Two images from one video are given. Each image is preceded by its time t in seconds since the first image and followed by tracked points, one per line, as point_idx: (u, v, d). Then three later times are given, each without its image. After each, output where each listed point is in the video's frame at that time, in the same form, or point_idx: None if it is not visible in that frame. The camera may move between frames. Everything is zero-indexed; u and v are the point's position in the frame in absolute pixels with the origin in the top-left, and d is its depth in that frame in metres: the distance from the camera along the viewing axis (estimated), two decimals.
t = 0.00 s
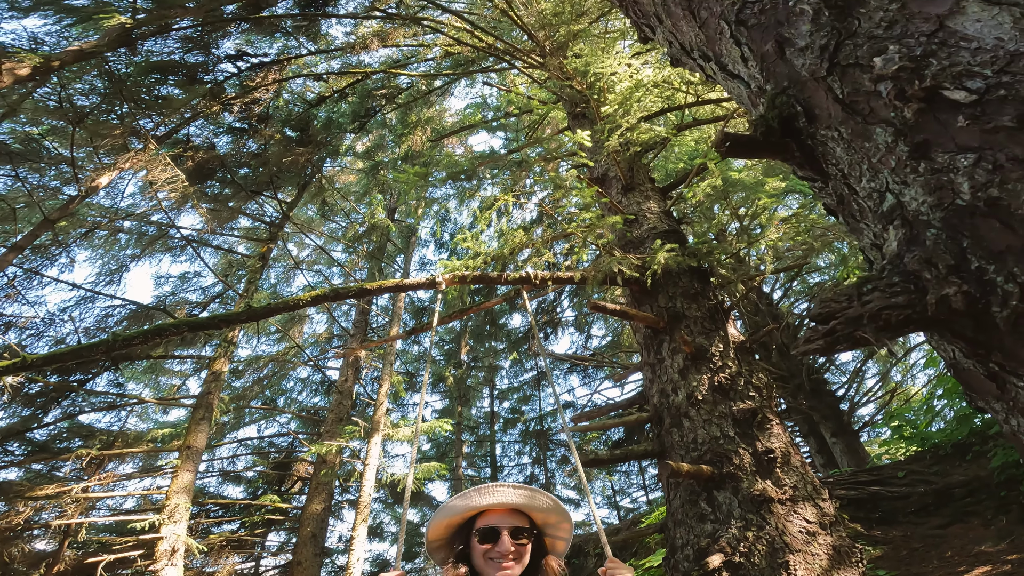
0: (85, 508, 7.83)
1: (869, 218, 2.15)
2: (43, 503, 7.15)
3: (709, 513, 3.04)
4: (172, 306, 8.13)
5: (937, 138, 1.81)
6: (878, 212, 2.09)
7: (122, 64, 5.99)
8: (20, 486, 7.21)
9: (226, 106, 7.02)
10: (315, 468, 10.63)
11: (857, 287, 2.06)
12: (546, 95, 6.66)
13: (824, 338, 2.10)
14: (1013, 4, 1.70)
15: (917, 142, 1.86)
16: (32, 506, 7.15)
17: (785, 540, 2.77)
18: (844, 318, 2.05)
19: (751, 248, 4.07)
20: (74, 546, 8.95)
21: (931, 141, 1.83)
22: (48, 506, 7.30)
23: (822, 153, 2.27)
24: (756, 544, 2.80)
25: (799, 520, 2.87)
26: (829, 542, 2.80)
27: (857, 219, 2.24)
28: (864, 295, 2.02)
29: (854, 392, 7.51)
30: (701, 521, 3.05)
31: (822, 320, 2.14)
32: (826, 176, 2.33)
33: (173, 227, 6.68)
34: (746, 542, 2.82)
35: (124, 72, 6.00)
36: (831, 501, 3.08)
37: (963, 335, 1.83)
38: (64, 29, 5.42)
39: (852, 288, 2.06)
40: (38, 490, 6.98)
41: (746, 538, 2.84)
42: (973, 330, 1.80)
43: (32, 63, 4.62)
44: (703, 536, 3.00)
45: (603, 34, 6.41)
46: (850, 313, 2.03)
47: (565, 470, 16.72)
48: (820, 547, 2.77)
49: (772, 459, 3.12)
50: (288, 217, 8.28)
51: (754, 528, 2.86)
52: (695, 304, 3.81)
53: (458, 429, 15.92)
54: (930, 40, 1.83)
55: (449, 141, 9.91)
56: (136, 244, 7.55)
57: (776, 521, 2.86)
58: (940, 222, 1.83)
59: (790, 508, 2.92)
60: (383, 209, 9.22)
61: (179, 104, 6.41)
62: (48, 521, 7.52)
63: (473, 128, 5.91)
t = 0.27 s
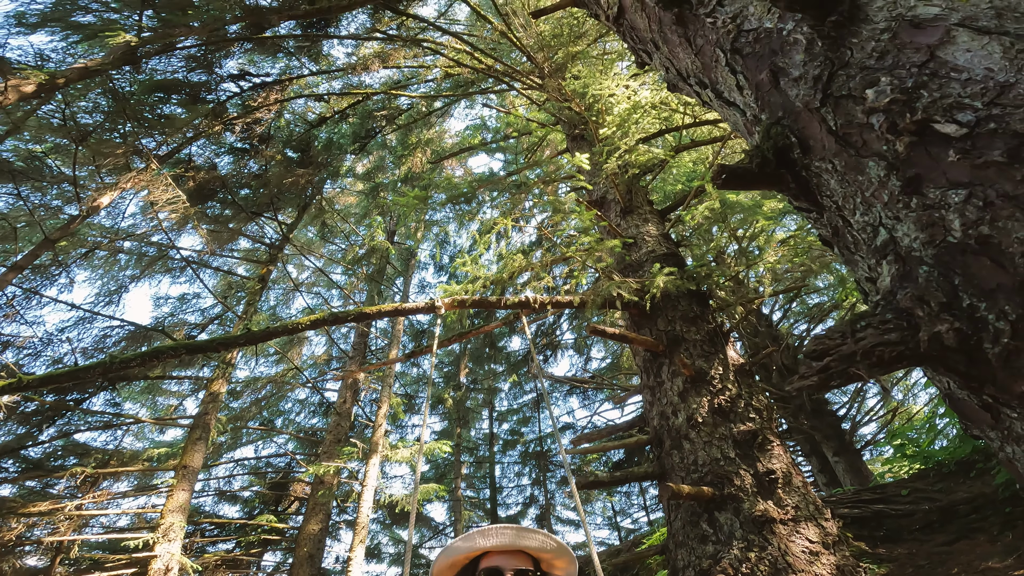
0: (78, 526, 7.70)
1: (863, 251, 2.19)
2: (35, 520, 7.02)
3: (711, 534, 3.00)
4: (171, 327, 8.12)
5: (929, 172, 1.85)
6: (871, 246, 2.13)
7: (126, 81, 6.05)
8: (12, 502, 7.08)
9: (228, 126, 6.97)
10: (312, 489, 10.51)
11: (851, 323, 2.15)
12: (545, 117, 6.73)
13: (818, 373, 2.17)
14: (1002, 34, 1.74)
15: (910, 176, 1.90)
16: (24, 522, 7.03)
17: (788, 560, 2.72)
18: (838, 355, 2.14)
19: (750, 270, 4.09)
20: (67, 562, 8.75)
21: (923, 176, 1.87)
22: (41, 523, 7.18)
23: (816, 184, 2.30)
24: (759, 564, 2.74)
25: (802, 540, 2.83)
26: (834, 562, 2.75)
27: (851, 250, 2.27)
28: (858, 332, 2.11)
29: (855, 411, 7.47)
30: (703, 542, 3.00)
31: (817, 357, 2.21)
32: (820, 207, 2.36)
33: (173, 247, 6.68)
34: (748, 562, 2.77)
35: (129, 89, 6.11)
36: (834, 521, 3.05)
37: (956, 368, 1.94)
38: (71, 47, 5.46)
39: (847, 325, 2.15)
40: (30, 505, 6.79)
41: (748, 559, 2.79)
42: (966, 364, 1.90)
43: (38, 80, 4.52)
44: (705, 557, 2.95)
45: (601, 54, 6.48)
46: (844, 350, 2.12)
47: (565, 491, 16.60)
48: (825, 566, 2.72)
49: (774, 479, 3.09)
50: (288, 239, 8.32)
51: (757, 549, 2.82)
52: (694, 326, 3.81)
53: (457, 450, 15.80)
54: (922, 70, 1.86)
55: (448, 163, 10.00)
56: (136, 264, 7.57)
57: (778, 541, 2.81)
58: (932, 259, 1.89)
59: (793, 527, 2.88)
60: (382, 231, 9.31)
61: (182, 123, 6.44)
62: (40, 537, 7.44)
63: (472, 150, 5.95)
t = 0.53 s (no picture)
0: (72, 538, 7.63)
1: (863, 276, 2.22)
2: (30, 531, 6.95)
3: (712, 549, 2.97)
4: (170, 341, 8.10)
5: (927, 201, 1.85)
6: (870, 272, 2.17)
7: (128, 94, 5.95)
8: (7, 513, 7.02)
9: (229, 140, 7.01)
10: (310, 503, 10.44)
11: (851, 352, 2.29)
12: (545, 132, 6.79)
13: (818, 399, 2.35)
14: (1001, 58, 1.70)
15: (909, 204, 1.91)
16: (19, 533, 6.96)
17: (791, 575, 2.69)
18: (838, 382, 2.29)
19: (749, 286, 4.09)
20: None
21: (921, 204, 1.87)
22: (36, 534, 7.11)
23: (816, 209, 2.34)
24: None
25: (805, 554, 2.80)
26: None
27: (851, 274, 2.31)
28: (857, 359, 2.25)
29: (857, 426, 7.43)
30: (705, 558, 2.98)
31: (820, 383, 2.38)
32: (820, 232, 2.41)
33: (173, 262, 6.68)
34: None
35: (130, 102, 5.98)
36: (837, 536, 3.01)
37: (954, 394, 1.96)
38: (74, 57, 5.45)
39: (847, 352, 2.29)
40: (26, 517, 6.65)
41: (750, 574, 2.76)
42: (964, 390, 1.92)
43: (42, 93, 4.51)
44: (706, 573, 2.92)
45: (601, 70, 6.54)
46: (843, 377, 2.28)
47: (565, 506, 16.56)
48: None
49: (775, 494, 3.07)
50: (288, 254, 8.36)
51: (758, 565, 2.79)
52: (694, 343, 3.81)
53: (456, 465, 15.71)
54: (920, 96, 1.84)
55: (449, 178, 10.06)
56: (137, 279, 7.59)
57: (780, 556, 2.79)
58: (931, 287, 1.91)
59: (795, 541, 2.85)
60: (383, 247, 9.42)
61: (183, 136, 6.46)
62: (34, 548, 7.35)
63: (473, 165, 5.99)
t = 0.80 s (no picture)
0: (69, 542, 7.59)
1: (863, 290, 2.22)
2: (25, 535, 6.90)
3: (712, 557, 2.96)
4: (169, 347, 8.09)
5: (927, 217, 1.85)
6: (870, 287, 2.16)
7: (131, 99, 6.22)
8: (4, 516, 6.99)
9: (230, 145, 7.04)
10: (308, 509, 10.39)
11: (850, 367, 2.33)
12: (545, 140, 6.81)
13: (818, 414, 2.40)
14: (1001, 73, 1.73)
15: (909, 221, 1.91)
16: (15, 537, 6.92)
17: None
18: (837, 397, 2.33)
19: (749, 293, 4.10)
20: None
21: (921, 220, 1.87)
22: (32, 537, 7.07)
23: (816, 223, 2.34)
24: None
25: (805, 561, 2.78)
26: None
27: (851, 288, 2.31)
28: (857, 373, 2.28)
29: (857, 433, 7.41)
30: (705, 566, 2.97)
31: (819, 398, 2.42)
32: (820, 245, 2.40)
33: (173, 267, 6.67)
34: None
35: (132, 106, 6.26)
36: (837, 543, 2.99)
37: (954, 408, 1.95)
38: (77, 63, 5.56)
39: (846, 368, 2.34)
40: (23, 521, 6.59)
41: None
42: (962, 404, 1.91)
43: (44, 97, 4.50)
44: None
45: (601, 77, 6.58)
46: (842, 392, 2.31)
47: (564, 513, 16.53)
48: None
49: (775, 501, 3.06)
50: (288, 260, 8.36)
51: (758, 573, 2.78)
52: (693, 351, 3.81)
53: (456, 471, 15.66)
54: (921, 111, 1.85)
55: (449, 185, 10.09)
56: (137, 284, 7.60)
57: (780, 563, 2.78)
58: (930, 303, 1.89)
59: (795, 548, 2.84)
60: (382, 253, 9.45)
61: (184, 142, 6.48)
62: (30, 553, 7.32)
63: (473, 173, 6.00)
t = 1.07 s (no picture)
0: (68, 540, 7.59)
1: (866, 294, 2.22)
2: (24, 534, 6.91)
3: (711, 557, 2.96)
4: (169, 345, 8.09)
5: (931, 221, 1.85)
6: (873, 290, 2.17)
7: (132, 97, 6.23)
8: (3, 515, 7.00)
9: (230, 144, 7.04)
10: (307, 508, 10.39)
11: (853, 370, 2.25)
12: (546, 140, 6.83)
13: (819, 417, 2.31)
14: (1007, 78, 1.74)
15: (913, 225, 1.91)
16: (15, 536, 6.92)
17: None
18: (840, 400, 2.24)
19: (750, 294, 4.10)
20: None
21: (926, 225, 1.87)
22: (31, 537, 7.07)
23: (820, 226, 2.34)
24: None
25: (804, 562, 2.78)
26: None
27: (853, 291, 2.31)
28: (860, 376, 2.20)
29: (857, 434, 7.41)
30: (704, 567, 2.97)
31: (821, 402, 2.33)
32: (823, 248, 2.41)
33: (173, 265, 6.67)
34: None
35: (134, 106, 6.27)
36: (836, 544, 3.00)
37: (955, 412, 1.94)
38: (79, 61, 5.54)
39: (849, 370, 2.25)
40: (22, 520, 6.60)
41: None
42: (964, 408, 1.90)
43: (46, 96, 4.49)
44: None
45: (602, 78, 6.58)
46: (845, 396, 2.22)
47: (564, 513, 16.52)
48: None
49: (775, 502, 3.06)
50: (288, 259, 8.35)
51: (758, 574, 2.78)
52: (694, 351, 3.81)
53: (455, 471, 15.66)
54: (926, 115, 1.85)
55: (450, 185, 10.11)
56: (137, 283, 7.59)
57: (780, 563, 2.78)
58: (933, 308, 1.90)
59: (794, 549, 2.84)
60: (382, 252, 9.45)
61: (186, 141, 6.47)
62: (30, 551, 7.32)
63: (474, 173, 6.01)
